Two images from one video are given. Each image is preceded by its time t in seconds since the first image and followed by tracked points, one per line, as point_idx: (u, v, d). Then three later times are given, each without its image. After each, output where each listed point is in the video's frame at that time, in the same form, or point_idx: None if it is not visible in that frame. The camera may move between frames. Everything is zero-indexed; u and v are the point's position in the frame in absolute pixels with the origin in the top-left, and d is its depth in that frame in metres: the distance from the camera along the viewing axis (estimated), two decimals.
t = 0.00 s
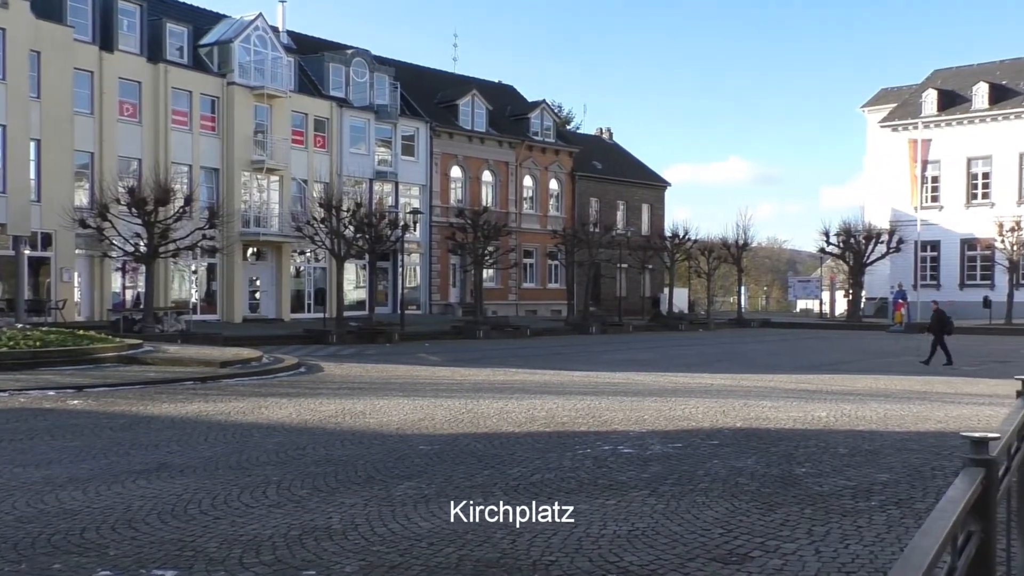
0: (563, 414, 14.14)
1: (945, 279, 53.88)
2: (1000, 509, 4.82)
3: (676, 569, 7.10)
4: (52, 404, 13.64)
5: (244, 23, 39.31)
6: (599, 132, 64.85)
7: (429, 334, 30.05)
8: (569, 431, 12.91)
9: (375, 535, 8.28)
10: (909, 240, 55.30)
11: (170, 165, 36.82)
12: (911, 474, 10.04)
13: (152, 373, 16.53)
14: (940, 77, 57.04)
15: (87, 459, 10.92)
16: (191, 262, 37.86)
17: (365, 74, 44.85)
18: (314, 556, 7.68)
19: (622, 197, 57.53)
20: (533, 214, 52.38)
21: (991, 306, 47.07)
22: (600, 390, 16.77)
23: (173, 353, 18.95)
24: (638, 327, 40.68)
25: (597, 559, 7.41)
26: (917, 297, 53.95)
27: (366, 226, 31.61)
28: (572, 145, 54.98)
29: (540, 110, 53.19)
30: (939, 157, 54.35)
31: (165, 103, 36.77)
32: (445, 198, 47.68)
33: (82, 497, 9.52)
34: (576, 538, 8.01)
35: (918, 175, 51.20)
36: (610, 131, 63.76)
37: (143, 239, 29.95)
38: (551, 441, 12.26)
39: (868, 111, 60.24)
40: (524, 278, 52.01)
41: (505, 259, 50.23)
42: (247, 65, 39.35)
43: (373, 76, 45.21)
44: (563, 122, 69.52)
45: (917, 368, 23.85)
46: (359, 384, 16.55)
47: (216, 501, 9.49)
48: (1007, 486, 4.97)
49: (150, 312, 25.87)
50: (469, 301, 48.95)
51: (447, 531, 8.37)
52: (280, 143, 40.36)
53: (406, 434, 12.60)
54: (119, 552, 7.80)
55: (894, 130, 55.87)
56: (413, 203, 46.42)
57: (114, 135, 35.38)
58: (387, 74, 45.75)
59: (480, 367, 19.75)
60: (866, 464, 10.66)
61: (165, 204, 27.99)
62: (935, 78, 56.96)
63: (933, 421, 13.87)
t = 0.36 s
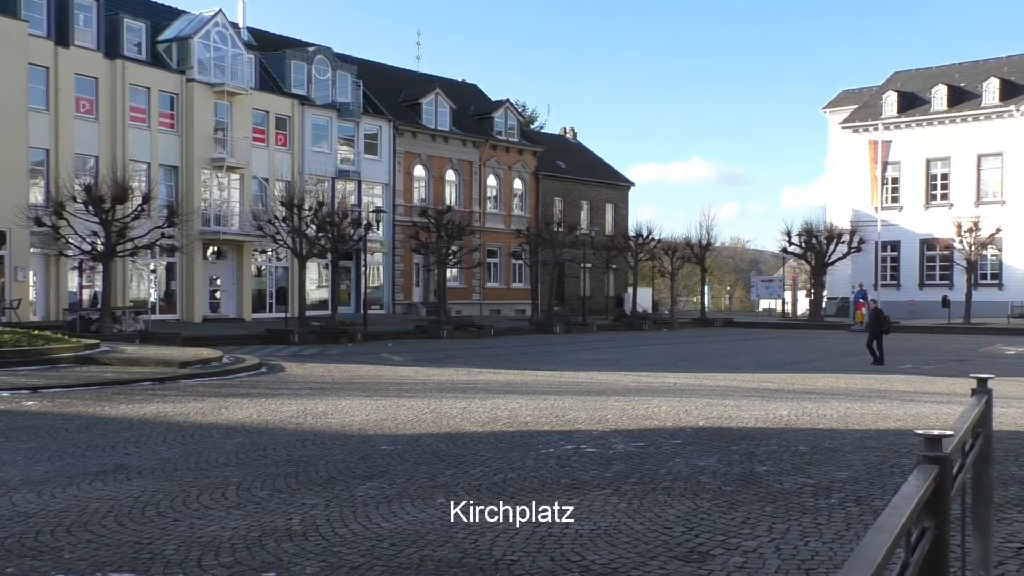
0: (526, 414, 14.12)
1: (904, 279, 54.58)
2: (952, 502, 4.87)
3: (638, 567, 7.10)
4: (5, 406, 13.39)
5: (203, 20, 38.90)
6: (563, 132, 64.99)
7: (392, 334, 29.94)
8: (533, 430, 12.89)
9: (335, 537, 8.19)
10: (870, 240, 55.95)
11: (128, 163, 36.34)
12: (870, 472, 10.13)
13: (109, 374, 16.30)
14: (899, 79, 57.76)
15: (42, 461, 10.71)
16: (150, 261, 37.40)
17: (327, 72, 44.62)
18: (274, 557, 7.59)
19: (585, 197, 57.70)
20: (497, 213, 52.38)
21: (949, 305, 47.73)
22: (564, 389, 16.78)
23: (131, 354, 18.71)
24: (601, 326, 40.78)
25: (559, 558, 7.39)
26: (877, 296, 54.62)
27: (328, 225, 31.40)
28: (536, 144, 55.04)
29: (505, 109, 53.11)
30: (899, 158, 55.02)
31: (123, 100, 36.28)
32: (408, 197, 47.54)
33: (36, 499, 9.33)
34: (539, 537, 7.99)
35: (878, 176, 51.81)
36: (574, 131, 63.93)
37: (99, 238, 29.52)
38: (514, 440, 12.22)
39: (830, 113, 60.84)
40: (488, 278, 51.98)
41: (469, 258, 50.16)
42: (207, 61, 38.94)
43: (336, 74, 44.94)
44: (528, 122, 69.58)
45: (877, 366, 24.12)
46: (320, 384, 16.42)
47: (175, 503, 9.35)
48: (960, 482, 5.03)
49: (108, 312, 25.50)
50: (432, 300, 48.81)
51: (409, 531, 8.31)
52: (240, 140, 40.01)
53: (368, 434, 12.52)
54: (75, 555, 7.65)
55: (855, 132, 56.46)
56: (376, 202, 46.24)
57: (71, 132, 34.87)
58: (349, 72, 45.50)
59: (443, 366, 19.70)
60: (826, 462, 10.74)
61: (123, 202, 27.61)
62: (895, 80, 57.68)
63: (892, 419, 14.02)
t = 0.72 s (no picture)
0: (486, 413, 14.10)
1: (861, 279, 55.29)
2: (901, 497, 4.91)
3: (595, 566, 7.10)
4: None
5: (159, 14, 38.41)
6: (524, 131, 65.04)
7: (351, 334, 29.78)
8: (492, 429, 12.87)
9: (291, 538, 8.10)
10: (827, 240, 56.58)
11: (81, 159, 35.80)
12: (827, 469, 10.22)
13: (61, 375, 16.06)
14: (856, 82, 58.50)
15: None
16: (104, 260, 36.88)
17: (286, 69, 44.33)
18: (229, 560, 7.50)
19: (546, 196, 57.81)
20: (457, 212, 52.31)
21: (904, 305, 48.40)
22: (523, 389, 16.78)
23: (84, 354, 18.44)
24: (562, 326, 40.83)
25: (516, 557, 7.37)
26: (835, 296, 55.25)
27: (286, 223, 31.13)
28: (496, 143, 55.04)
29: (465, 107, 53.06)
30: (856, 159, 55.69)
31: (76, 95, 35.72)
32: (367, 196, 47.33)
33: None
34: (497, 537, 7.95)
35: (836, 177, 52.40)
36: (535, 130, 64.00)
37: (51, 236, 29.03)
38: (474, 440, 12.18)
39: (789, 114, 61.45)
40: (448, 277, 51.88)
41: (429, 257, 50.04)
42: (162, 57, 38.46)
43: (294, 71, 44.58)
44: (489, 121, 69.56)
45: (834, 366, 24.39)
46: (277, 384, 16.29)
47: (128, 506, 9.21)
48: (909, 480, 5.09)
49: (60, 312, 25.10)
50: (392, 300, 48.63)
51: (366, 532, 8.25)
52: (197, 138, 39.58)
53: (326, 435, 12.42)
54: (23, 560, 7.51)
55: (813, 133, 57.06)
56: (335, 200, 46.00)
57: (22, 128, 34.27)
58: (308, 70, 45.28)
59: (403, 366, 19.61)
60: (783, 460, 10.83)
61: (75, 200, 27.18)
62: (853, 82, 58.40)
63: (848, 417, 14.17)
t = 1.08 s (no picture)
0: (445, 412, 14.01)
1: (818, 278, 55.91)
2: (854, 495, 4.91)
3: (553, 564, 7.04)
4: None
5: (110, 8, 37.80)
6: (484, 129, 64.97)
7: (309, 333, 29.53)
8: (451, 428, 12.79)
9: (246, 539, 7.96)
10: (785, 240, 57.13)
11: (31, 155, 35.10)
12: (782, 466, 10.27)
13: (10, 375, 15.71)
14: (813, 83, 59.15)
15: None
16: (54, 258, 36.19)
17: (241, 64, 43.68)
18: (182, 562, 7.34)
19: (506, 194, 57.81)
20: (416, 210, 52.13)
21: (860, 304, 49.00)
22: (483, 388, 16.70)
23: (34, 353, 18.07)
24: (522, 325, 40.77)
25: (474, 556, 7.30)
26: (792, 295, 55.79)
27: (242, 221, 30.79)
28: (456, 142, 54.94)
29: (425, 104, 52.80)
30: (813, 160, 56.28)
31: (25, 89, 35.01)
32: (325, 194, 47.01)
33: None
34: (453, 537, 7.87)
35: (794, 177, 52.91)
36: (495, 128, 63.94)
37: None
38: (432, 440, 12.09)
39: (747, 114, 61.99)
40: (408, 276, 51.67)
41: (388, 256, 49.80)
42: (114, 51, 37.86)
43: (250, 66, 44.09)
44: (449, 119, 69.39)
45: (791, 365, 24.57)
46: (233, 383, 16.06)
47: (77, 508, 9.00)
48: (861, 476, 5.10)
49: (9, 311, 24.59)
50: (350, 299, 48.34)
51: (322, 533, 8.12)
52: (150, 133, 39.04)
53: (283, 434, 12.26)
54: None
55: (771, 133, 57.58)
56: (292, 198, 45.65)
57: None
58: (264, 65, 44.62)
59: (362, 365, 19.45)
60: (740, 457, 10.86)
61: (23, 196, 26.66)
62: (810, 84, 59.05)
63: (804, 415, 14.26)
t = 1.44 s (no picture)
0: (404, 411, 13.91)
1: (776, 277, 56.43)
2: (808, 492, 4.91)
3: (510, 563, 6.99)
4: None
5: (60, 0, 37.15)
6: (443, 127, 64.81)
7: (266, 331, 29.26)
8: (409, 427, 12.69)
9: (201, 540, 7.82)
10: (743, 239, 57.58)
11: None
12: (739, 463, 10.31)
13: None
14: (771, 83, 59.70)
15: None
16: (3, 255, 35.49)
17: (196, 59, 43.13)
18: (135, 564, 7.19)
19: (466, 192, 57.72)
20: (375, 208, 51.86)
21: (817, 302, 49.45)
22: (443, 386, 16.62)
23: None
24: (482, 323, 40.72)
25: (432, 555, 7.23)
26: (751, 294, 56.20)
27: (198, 218, 30.42)
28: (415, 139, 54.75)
29: (384, 101, 52.59)
30: (771, 159, 56.79)
31: None
32: (283, 190, 46.63)
33: None
34: (411, 536, 7.78)
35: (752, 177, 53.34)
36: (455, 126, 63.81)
37: None
38: (391, 439, 11.99)
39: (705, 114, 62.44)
40: (367, 274, 51.37)
41: (347, 254, 49.48)
42: (65, 44, 37.21)
43: (206, 61, 43.54)
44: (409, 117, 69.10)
45: (750, 363, 24.75)
46: (188, 383, 15.83)
47: (27, 510, 8.79)
48: (816, 472, 5.11)
49: None
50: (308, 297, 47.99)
51: (278, 533, 8.00)
52: (102, 129, 38.44)
53: (239, 434, 12.09)
54: None
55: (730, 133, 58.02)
56: (249, 195, 45.21)
57: None
58: (220, 60, 44.14)
59: (319, 364, 19.27)
60: (699, 454, 10.89)
61: None
62: (767, 84, 59.60)
63: (763, 413, 14.33)
